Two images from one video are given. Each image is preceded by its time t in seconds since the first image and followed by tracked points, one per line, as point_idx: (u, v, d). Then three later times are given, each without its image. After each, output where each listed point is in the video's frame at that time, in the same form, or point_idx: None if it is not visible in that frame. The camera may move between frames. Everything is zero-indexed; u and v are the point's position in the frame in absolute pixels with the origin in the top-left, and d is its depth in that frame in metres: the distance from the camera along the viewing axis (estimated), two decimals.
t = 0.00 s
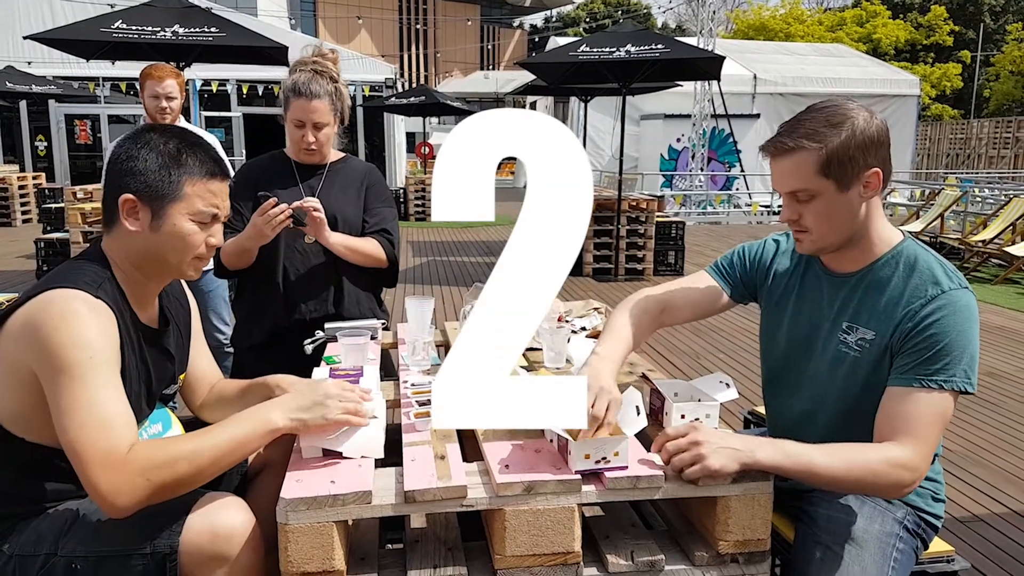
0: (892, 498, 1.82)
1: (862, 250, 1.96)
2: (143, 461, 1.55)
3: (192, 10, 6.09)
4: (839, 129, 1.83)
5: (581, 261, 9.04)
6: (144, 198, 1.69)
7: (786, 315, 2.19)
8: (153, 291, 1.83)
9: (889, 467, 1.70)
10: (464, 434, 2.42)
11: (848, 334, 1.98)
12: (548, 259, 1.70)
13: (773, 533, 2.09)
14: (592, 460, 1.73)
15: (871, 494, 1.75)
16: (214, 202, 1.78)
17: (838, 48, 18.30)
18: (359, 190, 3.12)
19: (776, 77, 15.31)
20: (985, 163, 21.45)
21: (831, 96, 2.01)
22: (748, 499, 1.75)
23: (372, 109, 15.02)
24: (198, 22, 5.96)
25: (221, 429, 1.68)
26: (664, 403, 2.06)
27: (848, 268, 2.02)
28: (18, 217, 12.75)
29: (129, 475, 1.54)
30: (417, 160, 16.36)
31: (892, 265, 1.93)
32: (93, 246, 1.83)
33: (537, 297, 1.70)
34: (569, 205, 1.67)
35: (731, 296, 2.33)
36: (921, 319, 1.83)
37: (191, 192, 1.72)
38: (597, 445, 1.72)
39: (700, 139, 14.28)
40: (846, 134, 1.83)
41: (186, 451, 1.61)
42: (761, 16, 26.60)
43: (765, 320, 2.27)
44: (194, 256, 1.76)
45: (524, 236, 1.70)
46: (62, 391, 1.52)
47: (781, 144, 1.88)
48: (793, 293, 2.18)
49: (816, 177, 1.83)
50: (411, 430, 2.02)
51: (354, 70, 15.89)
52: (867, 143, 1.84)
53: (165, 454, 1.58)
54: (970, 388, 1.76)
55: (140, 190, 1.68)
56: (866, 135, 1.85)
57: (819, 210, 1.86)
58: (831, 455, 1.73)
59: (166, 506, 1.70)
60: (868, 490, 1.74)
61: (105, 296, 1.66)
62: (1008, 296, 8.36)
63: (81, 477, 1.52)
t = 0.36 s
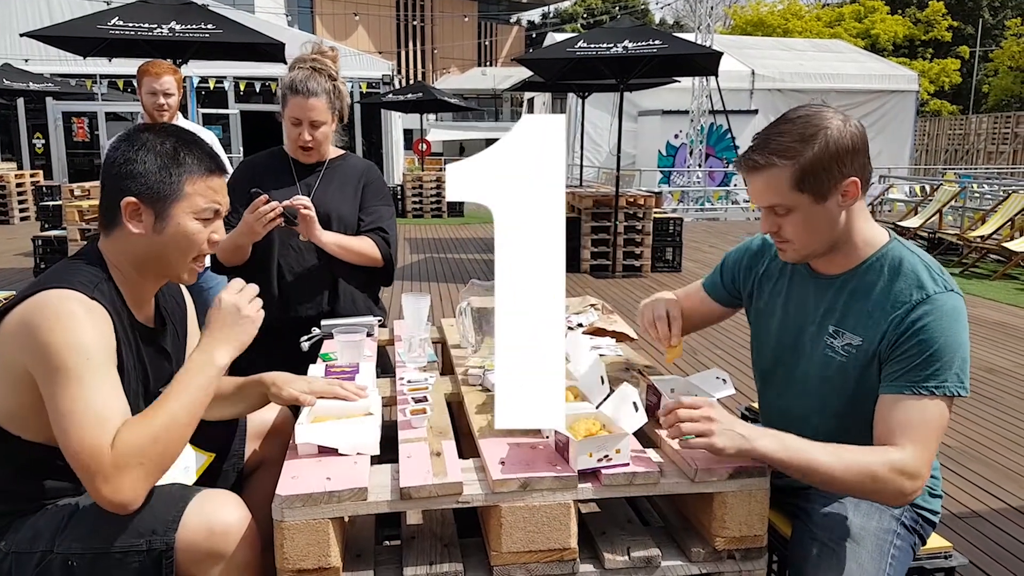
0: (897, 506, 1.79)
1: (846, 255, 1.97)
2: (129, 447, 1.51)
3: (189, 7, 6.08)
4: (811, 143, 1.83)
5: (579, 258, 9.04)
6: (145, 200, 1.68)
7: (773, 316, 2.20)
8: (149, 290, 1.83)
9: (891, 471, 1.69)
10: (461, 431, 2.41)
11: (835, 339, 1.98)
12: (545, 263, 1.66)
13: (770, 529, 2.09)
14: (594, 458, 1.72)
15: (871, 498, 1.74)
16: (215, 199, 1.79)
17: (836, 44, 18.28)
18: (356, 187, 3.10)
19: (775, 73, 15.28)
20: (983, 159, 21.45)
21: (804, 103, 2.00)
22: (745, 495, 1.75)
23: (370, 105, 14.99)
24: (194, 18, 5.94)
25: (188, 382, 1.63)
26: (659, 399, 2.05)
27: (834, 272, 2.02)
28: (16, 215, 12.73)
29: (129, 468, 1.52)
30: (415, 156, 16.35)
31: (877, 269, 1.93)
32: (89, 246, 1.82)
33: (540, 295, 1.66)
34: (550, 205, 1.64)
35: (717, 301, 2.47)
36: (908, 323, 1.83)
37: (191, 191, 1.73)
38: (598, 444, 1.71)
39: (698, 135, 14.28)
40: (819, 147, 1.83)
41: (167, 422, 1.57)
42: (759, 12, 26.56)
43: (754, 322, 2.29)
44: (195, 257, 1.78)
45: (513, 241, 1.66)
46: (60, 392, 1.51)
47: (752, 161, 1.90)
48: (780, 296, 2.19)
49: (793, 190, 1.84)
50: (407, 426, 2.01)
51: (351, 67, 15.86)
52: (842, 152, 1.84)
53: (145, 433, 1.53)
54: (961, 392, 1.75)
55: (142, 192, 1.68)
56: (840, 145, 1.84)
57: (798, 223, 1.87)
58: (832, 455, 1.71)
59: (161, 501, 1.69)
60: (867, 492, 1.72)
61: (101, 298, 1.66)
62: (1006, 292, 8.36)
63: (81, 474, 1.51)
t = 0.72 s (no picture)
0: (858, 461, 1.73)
1: (825, 240, 1.97)
2: (137, 430, 1.51)
3: (188, 4, 6.05)
4: (783, 128, 1.83)
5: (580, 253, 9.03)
6: (144, 198, 1.67)
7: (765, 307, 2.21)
8: (146, 286, 1.82)
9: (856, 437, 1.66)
10: (461, 427, 2.41)
11: (819, 323, 1.99)
12: (544, 263, 1.64)
13: (771, 524, 2.08)
14: (595, 454, 1.71)
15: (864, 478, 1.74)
16: (214, 205, 1.77)
17: (837, 37, 18.22)
18: (357, 190, 3.08)
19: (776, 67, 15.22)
20: (985, 152, 21.39)
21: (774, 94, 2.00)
22: (746, 490, 1.74)
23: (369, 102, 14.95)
24: (193, 15, 5.92)
25: (184, 353, 1.63)
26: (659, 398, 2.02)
27: (815, 258, 2.03)
28: (17, 214, 12.72)
29: (147, 452, 1.52)
30: (415, 153, 16.32)
31: (854, 251, 1.94)
32: (85, 243, 1.81)
33: (539, 295, 1.65)
34: (551, 205, 1.63)
35: (719, 304, 2.47)
36: (880, 298, 1.84)
37: (191, 195, 1.71)
38: (599, 439, 1.70)
39: (699, 130, 14.24)
40: (791, 132, 1.82)
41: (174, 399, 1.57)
42: (760, 6, 26.46)
43: (748, 316, 2.31)
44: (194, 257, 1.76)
45: (513, 240, 1.64)
46: (66, 387, 1.50)
47: (729, 150, 1.88)
48: (769, 288, 2.20)
49: (769, 176, 1.83)
50: (406, 423, 2.00)
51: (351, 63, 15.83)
52: (814, 136, 1.84)
53: (151, 414, 1.53)
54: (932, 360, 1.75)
55: (140, 190, 1.66)
56: (812, 129, 1.84)
57: (776, 208, 1.85)
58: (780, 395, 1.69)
59: (161, 501, 1.69)
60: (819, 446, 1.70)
61: (98, 294, 1.64)
62: (1008, 285, 8.34)
63: (97, 466, 1.52)
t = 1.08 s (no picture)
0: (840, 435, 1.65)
1: (803, 235, 1.96)
2: (112, 454, 1.49)
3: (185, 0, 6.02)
4: (752, 127, 1.82)
5: (581, 248, 9.01)
6: (142, 193, 1.65)
7: (755, 304, 2.19)
8: (141, 287, 1.80)
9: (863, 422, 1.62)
10: (461, 425, 2.39)
11: (806, 315, 1.96)
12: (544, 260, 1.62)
13: (774, 520, 2.06)
14: (596, 451, 1.69)
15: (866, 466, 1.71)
16: (212, 201, 1.75)
17: (836, 30, 18.15)
18: (357, 185, 3.06)
19: (776, 60, 15.16)
20: (987, 144, 21.32)
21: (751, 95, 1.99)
22: (749, 487, 1.71)
23: (369, 98, 14.91)
24: (191, 12, 5.89)
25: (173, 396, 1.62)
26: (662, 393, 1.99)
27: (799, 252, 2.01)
28: (17, 213, 12.70)
29: (107, 480, 1.50)
30: (415, 148, 16.27)
31: (835, 242, 1.92)
32: (83, 241, 1.79)
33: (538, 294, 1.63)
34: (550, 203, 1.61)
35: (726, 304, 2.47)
36: (859, 282, 1.81)
37: (190, 189, 1.69)
38: (600, 437, 1.68)
39: (699, 124, 14.21)
40: (760, 132, 1.81)
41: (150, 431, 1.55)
42: None
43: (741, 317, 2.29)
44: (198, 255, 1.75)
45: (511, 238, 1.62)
46: (50, 395, 1.48)
47: (701, 150, 1.87)
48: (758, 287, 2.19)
49: (738, 176, 1.82)
50: (405, 420, 1.97)
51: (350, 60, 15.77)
52: (785, 136, 1.82)
53: (128, 441, 1.52)
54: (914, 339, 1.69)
55: (137, 183, 1.64)
56: (783, 129, 1.83)
57: (746, 207, 1.84)
58: (753, 383, 1.63)
59: (159, 500, 1.67)
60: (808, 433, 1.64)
61: (92, 295, 1.62)
62: (1010, 277, 8.31)
63: (63, 480, 1.49)
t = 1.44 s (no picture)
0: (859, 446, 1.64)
1: (805, 233, 1.93)
2: (78, 475, 1.45)
3: None
4: (756, 123, 1.80)
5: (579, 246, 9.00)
6: (131, 193, 1.62)
7: (756, 298, 2.17)
8: (132, 284, 1.76)
9: (878, 422, 1.60)
10: (460, 424, 2.37)
11: (809, 313, 1.94)
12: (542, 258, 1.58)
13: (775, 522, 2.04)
14: (597, 453, 1.67)
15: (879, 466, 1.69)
16: (202, 194, 1.73)
17: (835, 29, 18.13)
18: (353, 179, 3.05)
19: (775, 58, 15.13)
20: (983, 144, 21.33)
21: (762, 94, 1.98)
22: (751, 490, 1.68)
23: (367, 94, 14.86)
24: (188, 6, 5.83)
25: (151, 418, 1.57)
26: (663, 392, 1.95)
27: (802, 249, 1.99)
28: (13, 207, 12.62)
29: (65, 501, 1.46)
30: (414, 145, 16.22)
31: (841, 240, 1.89)
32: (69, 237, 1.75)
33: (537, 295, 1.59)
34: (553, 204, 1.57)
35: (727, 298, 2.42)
36: (867, 282, 1.79)
37: (177, 184, 1.67)
38: (601, 439, 1.65)
39: (697, 121, 14.19)
40: (763, 129, 1.79)
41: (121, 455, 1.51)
42: None
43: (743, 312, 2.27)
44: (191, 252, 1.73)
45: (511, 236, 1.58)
46: (27, 402, 1.44)
47: (704, 140, 1.85)
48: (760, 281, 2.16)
49: (738, 170, 1.80)
50: (403, 422, 1.94)
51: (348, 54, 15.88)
52: (788, 134, 1.80)
53: (100, 461, 1.48)
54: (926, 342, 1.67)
55: (125, 185, 1.62)
56: (787, 130, 1.81)
57: (742, 203, 1.83)
58: (774, 393, 1.61)
59: (154, 502, 1.64)
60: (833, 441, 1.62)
61: (81, 299, 1.59)
62: (1007, 278, 8.31)
63: (24, 493, 1.44)
